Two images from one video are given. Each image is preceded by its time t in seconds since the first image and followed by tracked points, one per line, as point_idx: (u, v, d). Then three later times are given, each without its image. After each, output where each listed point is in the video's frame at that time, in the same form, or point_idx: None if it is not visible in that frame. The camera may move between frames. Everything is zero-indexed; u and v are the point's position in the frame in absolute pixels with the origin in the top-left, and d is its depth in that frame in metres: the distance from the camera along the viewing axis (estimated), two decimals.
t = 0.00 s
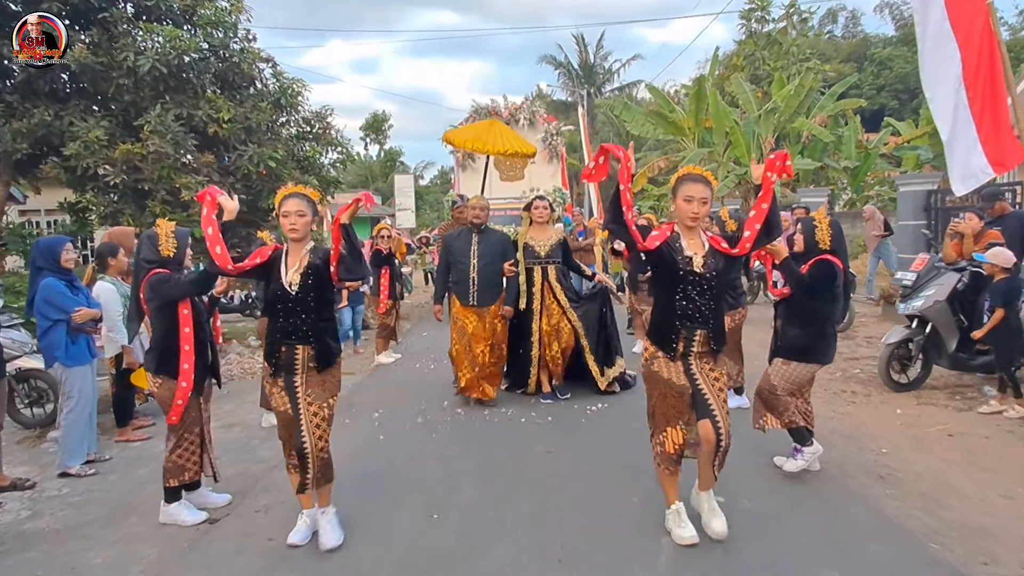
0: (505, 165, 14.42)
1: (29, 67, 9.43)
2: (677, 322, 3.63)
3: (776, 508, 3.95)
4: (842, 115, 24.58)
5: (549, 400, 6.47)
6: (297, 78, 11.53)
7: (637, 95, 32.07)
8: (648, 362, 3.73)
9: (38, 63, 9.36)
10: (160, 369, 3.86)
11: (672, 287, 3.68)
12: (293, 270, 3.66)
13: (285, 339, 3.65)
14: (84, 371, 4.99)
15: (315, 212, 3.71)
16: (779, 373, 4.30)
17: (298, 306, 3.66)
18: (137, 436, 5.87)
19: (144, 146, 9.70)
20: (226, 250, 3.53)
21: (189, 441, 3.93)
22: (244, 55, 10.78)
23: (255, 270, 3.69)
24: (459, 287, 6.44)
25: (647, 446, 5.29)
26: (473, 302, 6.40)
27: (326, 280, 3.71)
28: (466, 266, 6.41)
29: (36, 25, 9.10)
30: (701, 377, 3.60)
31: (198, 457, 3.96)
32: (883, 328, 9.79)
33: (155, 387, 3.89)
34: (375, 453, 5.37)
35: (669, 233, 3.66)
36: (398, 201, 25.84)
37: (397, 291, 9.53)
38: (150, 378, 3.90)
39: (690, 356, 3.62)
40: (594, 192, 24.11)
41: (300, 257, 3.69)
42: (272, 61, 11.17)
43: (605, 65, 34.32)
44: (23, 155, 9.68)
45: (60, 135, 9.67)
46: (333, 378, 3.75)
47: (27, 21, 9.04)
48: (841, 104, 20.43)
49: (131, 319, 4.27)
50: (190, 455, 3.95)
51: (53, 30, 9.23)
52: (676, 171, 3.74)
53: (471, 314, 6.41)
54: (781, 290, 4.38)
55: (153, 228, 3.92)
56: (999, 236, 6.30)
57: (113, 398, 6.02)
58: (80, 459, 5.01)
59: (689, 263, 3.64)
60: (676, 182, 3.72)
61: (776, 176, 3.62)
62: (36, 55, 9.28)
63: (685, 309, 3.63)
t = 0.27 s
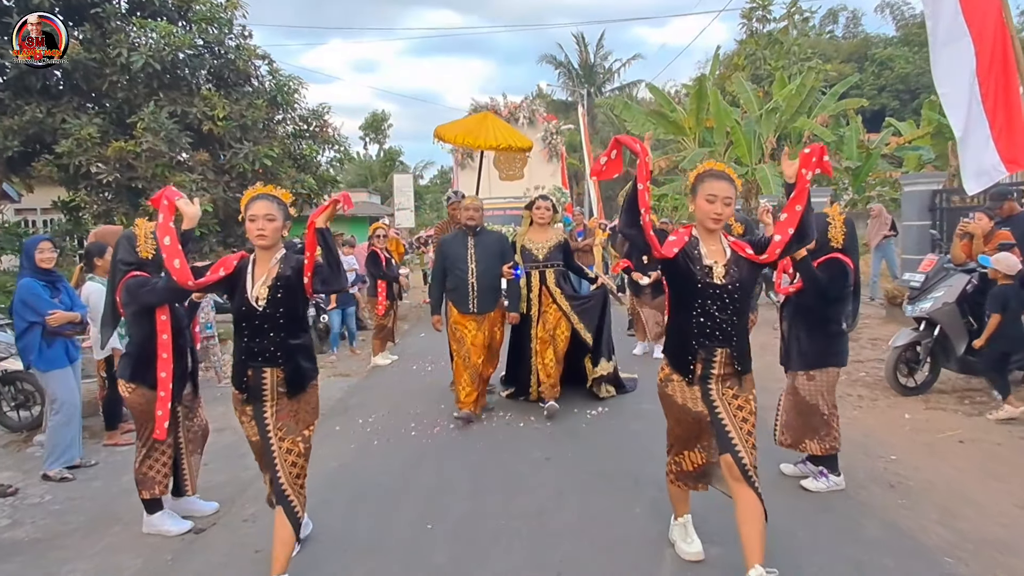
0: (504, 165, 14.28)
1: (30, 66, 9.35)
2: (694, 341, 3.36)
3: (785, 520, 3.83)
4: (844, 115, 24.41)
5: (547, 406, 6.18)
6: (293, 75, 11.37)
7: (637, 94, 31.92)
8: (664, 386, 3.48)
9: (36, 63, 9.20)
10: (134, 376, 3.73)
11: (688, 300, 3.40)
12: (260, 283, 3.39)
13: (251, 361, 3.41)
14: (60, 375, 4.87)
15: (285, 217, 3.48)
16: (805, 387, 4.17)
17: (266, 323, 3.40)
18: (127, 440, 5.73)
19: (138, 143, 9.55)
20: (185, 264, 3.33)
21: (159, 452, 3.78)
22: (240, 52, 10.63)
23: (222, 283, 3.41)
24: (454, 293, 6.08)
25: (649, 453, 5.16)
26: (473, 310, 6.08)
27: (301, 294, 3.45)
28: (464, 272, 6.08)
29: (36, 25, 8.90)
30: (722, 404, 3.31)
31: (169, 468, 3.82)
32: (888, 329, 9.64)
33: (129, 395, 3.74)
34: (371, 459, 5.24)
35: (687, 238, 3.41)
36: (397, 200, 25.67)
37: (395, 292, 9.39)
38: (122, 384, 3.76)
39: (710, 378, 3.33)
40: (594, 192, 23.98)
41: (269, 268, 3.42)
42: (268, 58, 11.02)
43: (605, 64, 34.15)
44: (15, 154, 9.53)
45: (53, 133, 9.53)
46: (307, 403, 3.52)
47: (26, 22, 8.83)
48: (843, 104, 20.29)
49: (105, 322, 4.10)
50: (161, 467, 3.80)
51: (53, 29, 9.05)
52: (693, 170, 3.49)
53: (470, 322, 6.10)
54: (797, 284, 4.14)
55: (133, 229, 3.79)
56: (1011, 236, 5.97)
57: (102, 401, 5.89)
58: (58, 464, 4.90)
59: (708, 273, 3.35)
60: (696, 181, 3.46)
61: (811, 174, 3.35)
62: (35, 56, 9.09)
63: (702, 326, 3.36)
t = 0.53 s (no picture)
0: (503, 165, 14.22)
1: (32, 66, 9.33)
2: (727, 350, 3.16)
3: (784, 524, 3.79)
4: (845, 115, 24.35)
5: (546, 423, 5.83)
6: (291, 74, 11.32)
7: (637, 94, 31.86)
8: (699, 409, 3.26)
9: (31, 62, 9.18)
10: (127, 377, 3.71)
11: (716, 306, 3.20)
12: (228, 279, 3.25)
13: (218, 368, 3.24)
14: (40, 377, 4.79)
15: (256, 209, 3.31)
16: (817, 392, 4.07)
17: (232, 326, 3.23)
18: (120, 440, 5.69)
19: (134, 142, 9.50)
20: (141, 255, 3.38)
21: (151, 454, 3.72)
22: (237, 51, 10.58)
23: (185, 279, 3.39)
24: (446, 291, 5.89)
25: (647, 455, 5.11)
26: (467, 313, 5.85)
27: (275, 293, 3.28)
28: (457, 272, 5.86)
29: (35, 25, 8.90)
30: (763, 421, 3.10)
31: (161, 471, 3.76)
32: (888, 331, 9.59)
33: (120, 393, 3.74)
34: (366, 461, 5.19)
35: (713, 236, 3.21)
36: (396, 199, 25.61)
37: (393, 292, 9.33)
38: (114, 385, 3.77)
39: (750, 395, 3.11)
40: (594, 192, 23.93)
41: (238, 264, 3.29)
42: (266, 57, 10.97)
43: (605, 64, 34.08)
44: (11, 152, 9.48)
45: (49, 131, 9.47)
46: (284, 414, 3.29)
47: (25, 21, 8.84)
48: (844, 104, 20.24)
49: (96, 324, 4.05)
50: (153, 469, 3.75)
51: (53, 29, 8.99)
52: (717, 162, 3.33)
53: (463, 327, 5.88)
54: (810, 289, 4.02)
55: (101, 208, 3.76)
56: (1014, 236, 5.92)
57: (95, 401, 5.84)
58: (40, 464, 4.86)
59: (737, 269, 3.15)
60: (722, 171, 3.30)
61: (852, 162, 3.28)
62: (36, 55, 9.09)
63: (734, 334, 3.15)
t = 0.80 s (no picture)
0: (504, 165, 14.24)
1: (32, 66, 9.32)
2: (756, 362, 2.88)
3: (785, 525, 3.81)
4: (845, 117, 24.36)
5: (545, 423, 5.85)
6: (293, 74, 11.35)
7: (638, 95, 31.86)
8: (725, 422, 2.97)
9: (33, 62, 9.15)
10: (138, 376, 3.76)
11: (747, 315, 2.91)
12: (204, 288, 2.90)
13: (194, 385, 2.86)
14: (24, 377, 4.76)
15: (233, 210, 2.94)
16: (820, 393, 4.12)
17: (210, 338, 2.86)
18: (122, 439, 5.72)
19: (136, 141, 9.51)
20: (103, 261, 2.98)
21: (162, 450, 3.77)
22: (239, 51, 10.61)
23: (157, 287, 3.03)
24: (443, 292, 5.89)
25: (648, 456, 5.13)
26: (462, 314, 5.86)
27: (253, 301, 2.90)
28: (453, 272, 5.85)
29: (36, 25, 8.87)
30: (793, 437, 2.87)
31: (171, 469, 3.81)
32: (888, 332, 9.62)
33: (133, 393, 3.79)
34: (369, 460, 5.21)
35: (744, 238, 2.95)
36: (397, 199, 25.63)
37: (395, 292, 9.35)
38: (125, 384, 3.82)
39: (780, 410, 2.86)
40: (594, 192, 23.95)
41: (215, 272, 2.94)
42: (268, 56, 10.99)
43: (606, 64, 34.08)
44: (13, 151, 9.49)
45: (51, 130, 9.48)
46: (266, 435, 2.96)
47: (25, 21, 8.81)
48: (845, 105, 20.22)
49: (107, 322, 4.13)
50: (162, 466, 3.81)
51: (53, 29, 8.98)
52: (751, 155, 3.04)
53: (459, 329, 5.88)
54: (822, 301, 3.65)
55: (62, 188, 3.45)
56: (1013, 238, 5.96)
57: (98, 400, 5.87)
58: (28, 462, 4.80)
59: (772, 274, 2.88)
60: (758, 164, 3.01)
61: (901, 152, 2.97)
62: (34, 55, 9.07)
63: (766, 345, 2.87)
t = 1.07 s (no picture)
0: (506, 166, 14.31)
1: (32, 65, 9.36)
2: (798, 392, 2.70)
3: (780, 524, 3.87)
4: (845, 118, 24.44)
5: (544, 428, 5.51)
6: (295, 74, 11.41)
7: (639, 95, 31.92)
8: (757, 458, 2.78)
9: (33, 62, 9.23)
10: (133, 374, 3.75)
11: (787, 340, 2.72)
12: (164, 296, 2.85)
13: (145, 402, 2.83)
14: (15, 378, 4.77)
15: (199, 213, 2.93)
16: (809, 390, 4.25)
17: (165, 351, 2.82)
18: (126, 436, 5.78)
19: (140, 140, 9.57)
20: (51, 265, 2.86)
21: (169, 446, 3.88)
22: (243, 51, 10.67)
23: (113, 293, 3.00)
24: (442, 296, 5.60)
25: (646, 455, 5.17)
26: (462, 320, 5.55)
27: (220, 313, 2.89)
28: (454, 276, 5.57)
29: (36, 25, 8.97)
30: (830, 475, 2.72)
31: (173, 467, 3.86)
32: (887, 333, 9.68)
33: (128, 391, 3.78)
34: (370, 459, 5.26)
35: (775, 253, 2.77)
36: (398, 198, 25.72)
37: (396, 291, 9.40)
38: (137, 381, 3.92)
39: (820, 445, 2.70)
40: (594, 192, 24.02)
41: (177, 279, 2.90)
42: (271, 56, 11.05)
43: (607, 64, 34.14)
44: (17, 150, 9.55)
45: (55, 129, 9.53)
46: (221, 463, 2.92)
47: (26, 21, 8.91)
48: (846, 106, 20.29)
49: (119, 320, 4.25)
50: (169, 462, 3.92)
51: (53, 29, 9.06)
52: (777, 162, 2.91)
53: (460, 335, 5.58)
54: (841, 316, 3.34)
55: (8, 184, 3.20)
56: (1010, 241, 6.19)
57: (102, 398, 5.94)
58: (28, 459, 4.83)
59: (811, 293, 2.70)
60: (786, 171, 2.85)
61: (957, 158, 2.73)
62: (33, 55, 9.16)
63: (809, 373, 2.69)
